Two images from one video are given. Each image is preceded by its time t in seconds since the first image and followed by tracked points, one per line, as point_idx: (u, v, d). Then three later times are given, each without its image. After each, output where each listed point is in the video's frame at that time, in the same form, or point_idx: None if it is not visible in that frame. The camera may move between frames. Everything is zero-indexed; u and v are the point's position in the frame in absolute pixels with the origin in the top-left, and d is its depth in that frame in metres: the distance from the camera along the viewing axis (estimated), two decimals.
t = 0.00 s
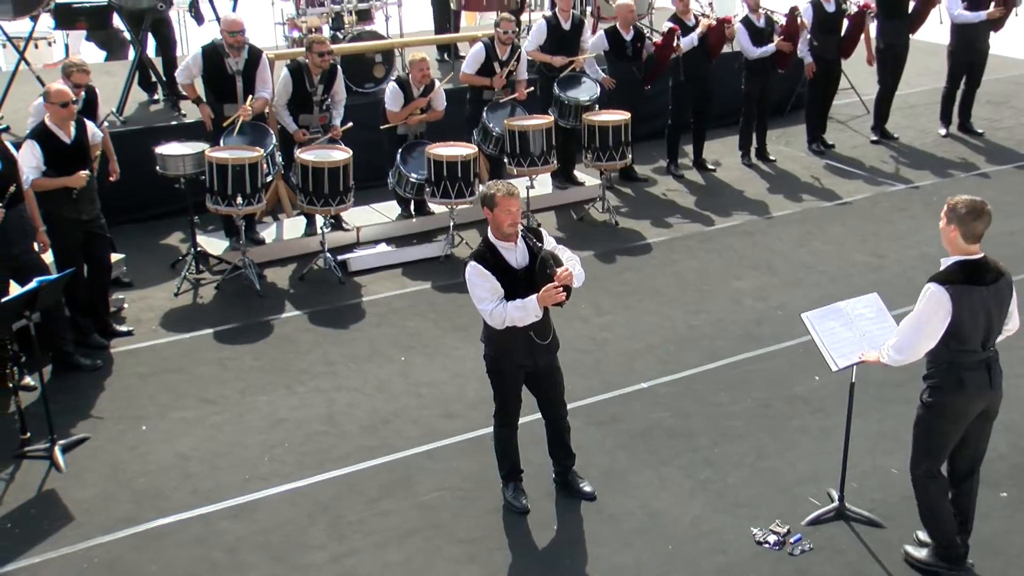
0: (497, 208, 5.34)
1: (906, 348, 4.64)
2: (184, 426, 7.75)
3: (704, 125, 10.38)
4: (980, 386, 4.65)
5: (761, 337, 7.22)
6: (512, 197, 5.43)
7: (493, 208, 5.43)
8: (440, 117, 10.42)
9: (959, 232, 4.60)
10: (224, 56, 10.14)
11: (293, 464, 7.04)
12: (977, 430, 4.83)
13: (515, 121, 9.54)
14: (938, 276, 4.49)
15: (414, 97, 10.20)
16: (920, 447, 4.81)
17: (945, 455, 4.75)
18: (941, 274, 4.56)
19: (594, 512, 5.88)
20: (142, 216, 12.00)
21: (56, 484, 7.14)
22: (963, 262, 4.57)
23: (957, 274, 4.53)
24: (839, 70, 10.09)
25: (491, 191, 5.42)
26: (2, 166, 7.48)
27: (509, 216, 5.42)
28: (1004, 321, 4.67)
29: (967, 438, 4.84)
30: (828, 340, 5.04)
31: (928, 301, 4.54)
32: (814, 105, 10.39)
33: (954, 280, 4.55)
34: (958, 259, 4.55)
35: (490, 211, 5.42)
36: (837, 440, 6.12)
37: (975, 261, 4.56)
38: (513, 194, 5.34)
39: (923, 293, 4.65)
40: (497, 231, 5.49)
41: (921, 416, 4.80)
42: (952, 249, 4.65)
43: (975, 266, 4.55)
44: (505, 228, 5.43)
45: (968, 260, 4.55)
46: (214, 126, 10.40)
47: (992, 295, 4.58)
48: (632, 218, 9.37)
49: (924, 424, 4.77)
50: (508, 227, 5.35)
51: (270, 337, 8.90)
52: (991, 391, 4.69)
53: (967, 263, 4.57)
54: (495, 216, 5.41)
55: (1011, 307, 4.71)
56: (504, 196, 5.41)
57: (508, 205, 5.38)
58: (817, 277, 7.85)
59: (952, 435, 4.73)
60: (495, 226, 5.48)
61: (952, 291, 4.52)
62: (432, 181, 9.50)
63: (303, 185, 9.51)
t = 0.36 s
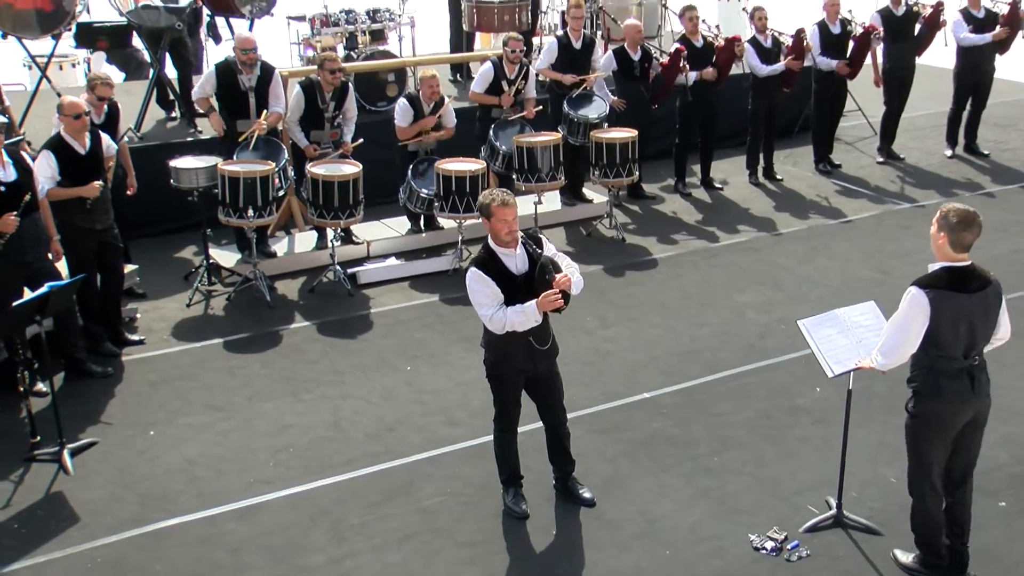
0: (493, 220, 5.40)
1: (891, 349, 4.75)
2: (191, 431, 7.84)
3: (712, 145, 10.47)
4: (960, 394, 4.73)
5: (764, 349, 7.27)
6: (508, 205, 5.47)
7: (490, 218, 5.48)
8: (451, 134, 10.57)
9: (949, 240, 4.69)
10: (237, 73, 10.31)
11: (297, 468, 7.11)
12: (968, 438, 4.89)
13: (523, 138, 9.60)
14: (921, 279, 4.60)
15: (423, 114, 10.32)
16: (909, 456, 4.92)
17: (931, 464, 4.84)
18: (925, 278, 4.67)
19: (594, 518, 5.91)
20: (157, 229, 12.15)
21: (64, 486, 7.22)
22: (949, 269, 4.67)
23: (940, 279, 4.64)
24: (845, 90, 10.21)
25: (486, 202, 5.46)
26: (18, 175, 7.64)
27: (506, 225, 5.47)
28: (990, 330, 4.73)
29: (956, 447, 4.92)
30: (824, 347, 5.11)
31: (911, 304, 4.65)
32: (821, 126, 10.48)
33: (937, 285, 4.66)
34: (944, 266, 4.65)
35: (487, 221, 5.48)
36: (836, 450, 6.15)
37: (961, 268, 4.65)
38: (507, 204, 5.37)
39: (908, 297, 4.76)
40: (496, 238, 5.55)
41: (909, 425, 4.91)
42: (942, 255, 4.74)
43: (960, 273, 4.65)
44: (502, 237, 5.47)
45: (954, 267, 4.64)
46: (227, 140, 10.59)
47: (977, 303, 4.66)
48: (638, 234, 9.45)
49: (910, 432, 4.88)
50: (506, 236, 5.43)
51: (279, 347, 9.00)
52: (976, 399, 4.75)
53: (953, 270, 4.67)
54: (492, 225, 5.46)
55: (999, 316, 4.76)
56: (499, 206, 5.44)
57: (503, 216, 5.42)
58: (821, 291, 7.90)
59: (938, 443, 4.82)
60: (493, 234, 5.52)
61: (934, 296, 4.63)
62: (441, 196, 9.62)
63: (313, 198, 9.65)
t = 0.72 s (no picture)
0: (485, 229, 5.49)
1: (880, 358, 4.77)
2: (193, 438, 7.91)
3: (712, 164, 10.58)
4: (948, 401, 4.74)
5: (760, 361, 7.33)
6: (500, 214, 5.55)
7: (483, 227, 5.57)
8: (456, 151, 10.70)
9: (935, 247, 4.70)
10: (243, 90, 10.48)
11: (296, 473, 7.17)
12: (955, 443, 4.91)
13: (526, 154, 9.73)
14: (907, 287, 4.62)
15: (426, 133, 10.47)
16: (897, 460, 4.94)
17: (917, 468, 4.86)
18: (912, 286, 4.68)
19: (588, 522, 5.95)
20: (165, 244, 12.29)
21: (65, 490, 7.29)
22: (936, 276, 4.69)
23: (927, 286, 4.66)
24: (844, 110, 10.32)
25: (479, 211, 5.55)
26: (25, 185, 7.75)
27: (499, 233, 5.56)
28: (979, 337, 4.74)
29: (943, 451, 4.94)
30: (816, 353, 5.15)
31: (898, 312, 4.68)
32: (821, 146, 10.59)
33: (924, 292, 4.68)
34: (931, 273, 4.67)
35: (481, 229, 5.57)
36: (829, 458, 6.19)
37: (949, 275, 4.67)
38: (499, 212, 5.46)
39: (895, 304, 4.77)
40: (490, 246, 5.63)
41: (897, 430, 4.93)
42: (930, 262, 4.75)
43: (947, 280, 4.66)
44: (495, 244, 5.55)
45: (941, 274, 4.65)
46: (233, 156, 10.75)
47: (965, 310, 4.66)
48: (639, 250, 9.55)
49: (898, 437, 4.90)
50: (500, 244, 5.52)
51: (281, 357, 9.08)
52: (963, 406, 4.77)
53: (940, 277, 4.69)
54: (485, 233, 5.54)
55: (988, 324, 4.77)
56: (491, 215, 5.53)
57: (496, 224, 5.51)
58: (818, 305, 7.97)
59: (925, 448, 4.83)
60: (487, 242, 5.60)
61: (921, 303, 4.65)
62: (444, 211, 9.73)
63: (317, 211, 9.77)
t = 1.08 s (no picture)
0: (482, 236, 5.56)
1: (876, 362, 4.80)
2: (196, 444, 8.00)
3: (714, 184, 10.70)
4: (949, 402, 4.80)
5: (758, 373, 7.41)
6: (495, 221, 5.62)
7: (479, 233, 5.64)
8: (462, 169, 10.83)
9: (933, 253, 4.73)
10: (252, 107, 10.63)
11: (296, 479, 7.24)
12: (953, 445, 4.97)
13: (529, 171, 9.85)
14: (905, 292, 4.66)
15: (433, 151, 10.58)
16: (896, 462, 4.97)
17: (919, 470, 4.90)
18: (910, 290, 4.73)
19: (583, 528, 6.01)
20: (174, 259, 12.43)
21: (70, 494, 7.38)
22: (933, 281, 4.74)
23: (926, 291, 4.70)
24: (844, 131, 10.44)
25: (476, 218, 5.62)
26: (36, 196, 7.88)
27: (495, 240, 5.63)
28: (975, 339, 4.82)
29: (941, 454, 4.99)
30: (807, 359, 5.20)
31: (897, 317, 4.71)
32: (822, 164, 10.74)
33: (922, 297, 4.73)
34: (928, 279, 4.72)
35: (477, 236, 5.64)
36: (824, 468, 6.25)
37: (945, 281, 4.72)
38: (494, 220, 5.53)
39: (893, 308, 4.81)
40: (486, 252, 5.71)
41: (896, 433, 4.96)
42: (927, 267, 4.79)
43: (945, 285, 4.72)
44: (492, 251, 5.63)
45: (938, 280, 4.71)
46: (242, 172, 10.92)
47: (962, 312, 4.74)
48: (641, 266, 9.65)
49: (897, 439, 4.94)
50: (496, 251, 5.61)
51: (285, 367, 9.18)
52: (963, 407, 4.84)
53: (937, 282, 4.74)
54: (482, 240, 5.62)
55: (981, 326, 4.87)
56: (487, 222, 5.60)
57: (492, 232, 5.58)
58: (817, 320, 8.05)
59: (926, 450, 4.88)
60: (484, 248, 5.68)
61: (921, 308, 4.69)
62: (448, 227, 9.87)
63: (322, 226, 9.90)
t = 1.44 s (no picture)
0: (479, 242, 5.64)
1: (870, 367, 4.86)
2: (199, 449, 8.09)
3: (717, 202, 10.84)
4: (938, 406, 4.86)
5: (756, 385, 7.49)
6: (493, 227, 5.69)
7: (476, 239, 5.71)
8: (468, 185, 10.92)
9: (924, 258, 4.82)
10: (261, 122, 10.80)
11: (298, 484, 7.32)
12: (942, 449, 5.03)
13: (533, 187, 9.93)
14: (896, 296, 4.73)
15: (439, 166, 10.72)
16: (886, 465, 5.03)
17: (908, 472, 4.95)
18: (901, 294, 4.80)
19: (579, 531, 6.07)
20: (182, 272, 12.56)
21: (74, 497, 7.46)
22: (924, 286, 4.81)
23: (917, 296, 4.77)
24: (844, 150, 10.56)
25: (473, 224, 5.70)
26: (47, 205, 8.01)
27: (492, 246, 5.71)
28: (965, 344, 4.88)
29: (932, 458, 5.06)
30: (801, 363, 5.26)
31: (889, 321, 4.77)
32: (823, 182, 10.86)
33: (913, 302, 4.79)
34: (919, 283, 4.79)
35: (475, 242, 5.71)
36: (819, 476, 6.30)
37: (936, 286, 4.80)
38: (492, 227, 5.59)
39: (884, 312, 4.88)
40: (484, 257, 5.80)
41: (886, 436, 5.02)
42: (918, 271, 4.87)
43: (935, 291, 4.79)
44: (489, 257, 5.72)
45: (929, 284, 4.78)
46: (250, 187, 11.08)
47: (952, 317, 4.80)
48: (643, 281, 9.77)
49: (887, 443, 5.00)
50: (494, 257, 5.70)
51: (290, 376, 9.28)
52: (952, 411, 4.90)
53: (928, 287, 4.81)
54: (479, 246, 5.70)
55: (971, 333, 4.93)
56: (484, 229, 5.68)
57: (489, 238, 5.66)
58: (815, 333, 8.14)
59: (915, 453, 4.94)
60: (482, 254, 5.78)
61: (912, 312, 4.75)
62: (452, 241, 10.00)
63: (328, 238, 10.03)
